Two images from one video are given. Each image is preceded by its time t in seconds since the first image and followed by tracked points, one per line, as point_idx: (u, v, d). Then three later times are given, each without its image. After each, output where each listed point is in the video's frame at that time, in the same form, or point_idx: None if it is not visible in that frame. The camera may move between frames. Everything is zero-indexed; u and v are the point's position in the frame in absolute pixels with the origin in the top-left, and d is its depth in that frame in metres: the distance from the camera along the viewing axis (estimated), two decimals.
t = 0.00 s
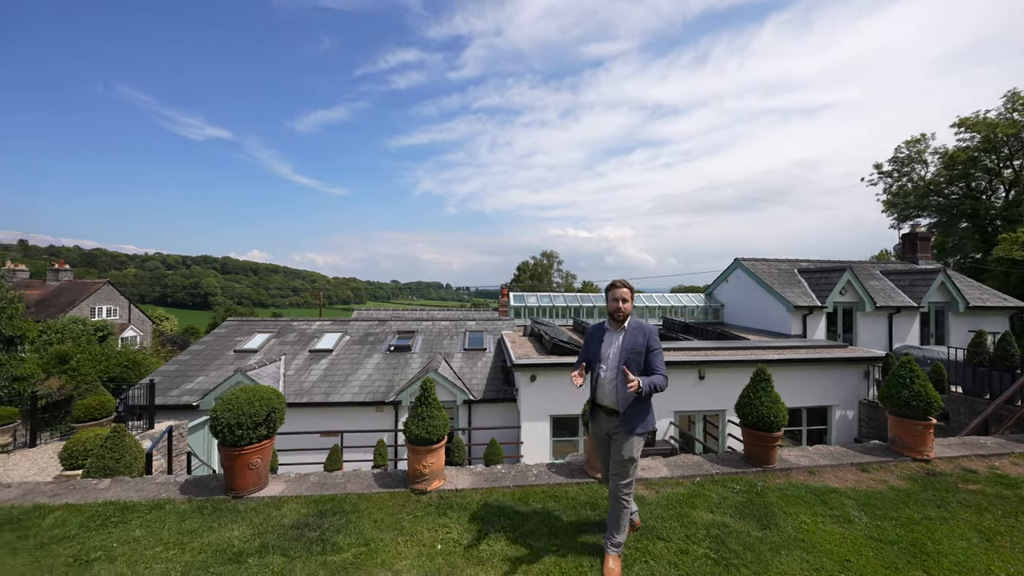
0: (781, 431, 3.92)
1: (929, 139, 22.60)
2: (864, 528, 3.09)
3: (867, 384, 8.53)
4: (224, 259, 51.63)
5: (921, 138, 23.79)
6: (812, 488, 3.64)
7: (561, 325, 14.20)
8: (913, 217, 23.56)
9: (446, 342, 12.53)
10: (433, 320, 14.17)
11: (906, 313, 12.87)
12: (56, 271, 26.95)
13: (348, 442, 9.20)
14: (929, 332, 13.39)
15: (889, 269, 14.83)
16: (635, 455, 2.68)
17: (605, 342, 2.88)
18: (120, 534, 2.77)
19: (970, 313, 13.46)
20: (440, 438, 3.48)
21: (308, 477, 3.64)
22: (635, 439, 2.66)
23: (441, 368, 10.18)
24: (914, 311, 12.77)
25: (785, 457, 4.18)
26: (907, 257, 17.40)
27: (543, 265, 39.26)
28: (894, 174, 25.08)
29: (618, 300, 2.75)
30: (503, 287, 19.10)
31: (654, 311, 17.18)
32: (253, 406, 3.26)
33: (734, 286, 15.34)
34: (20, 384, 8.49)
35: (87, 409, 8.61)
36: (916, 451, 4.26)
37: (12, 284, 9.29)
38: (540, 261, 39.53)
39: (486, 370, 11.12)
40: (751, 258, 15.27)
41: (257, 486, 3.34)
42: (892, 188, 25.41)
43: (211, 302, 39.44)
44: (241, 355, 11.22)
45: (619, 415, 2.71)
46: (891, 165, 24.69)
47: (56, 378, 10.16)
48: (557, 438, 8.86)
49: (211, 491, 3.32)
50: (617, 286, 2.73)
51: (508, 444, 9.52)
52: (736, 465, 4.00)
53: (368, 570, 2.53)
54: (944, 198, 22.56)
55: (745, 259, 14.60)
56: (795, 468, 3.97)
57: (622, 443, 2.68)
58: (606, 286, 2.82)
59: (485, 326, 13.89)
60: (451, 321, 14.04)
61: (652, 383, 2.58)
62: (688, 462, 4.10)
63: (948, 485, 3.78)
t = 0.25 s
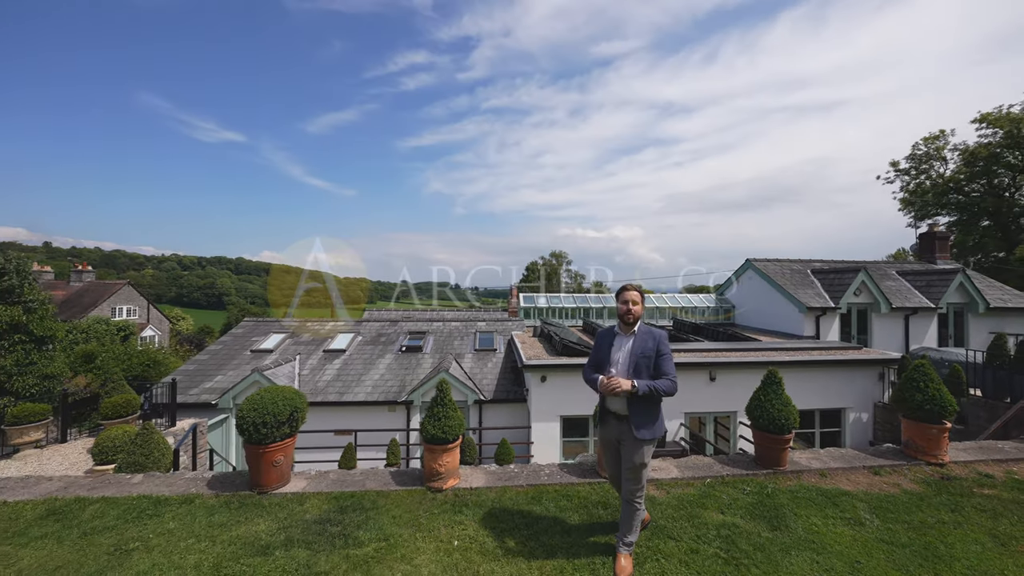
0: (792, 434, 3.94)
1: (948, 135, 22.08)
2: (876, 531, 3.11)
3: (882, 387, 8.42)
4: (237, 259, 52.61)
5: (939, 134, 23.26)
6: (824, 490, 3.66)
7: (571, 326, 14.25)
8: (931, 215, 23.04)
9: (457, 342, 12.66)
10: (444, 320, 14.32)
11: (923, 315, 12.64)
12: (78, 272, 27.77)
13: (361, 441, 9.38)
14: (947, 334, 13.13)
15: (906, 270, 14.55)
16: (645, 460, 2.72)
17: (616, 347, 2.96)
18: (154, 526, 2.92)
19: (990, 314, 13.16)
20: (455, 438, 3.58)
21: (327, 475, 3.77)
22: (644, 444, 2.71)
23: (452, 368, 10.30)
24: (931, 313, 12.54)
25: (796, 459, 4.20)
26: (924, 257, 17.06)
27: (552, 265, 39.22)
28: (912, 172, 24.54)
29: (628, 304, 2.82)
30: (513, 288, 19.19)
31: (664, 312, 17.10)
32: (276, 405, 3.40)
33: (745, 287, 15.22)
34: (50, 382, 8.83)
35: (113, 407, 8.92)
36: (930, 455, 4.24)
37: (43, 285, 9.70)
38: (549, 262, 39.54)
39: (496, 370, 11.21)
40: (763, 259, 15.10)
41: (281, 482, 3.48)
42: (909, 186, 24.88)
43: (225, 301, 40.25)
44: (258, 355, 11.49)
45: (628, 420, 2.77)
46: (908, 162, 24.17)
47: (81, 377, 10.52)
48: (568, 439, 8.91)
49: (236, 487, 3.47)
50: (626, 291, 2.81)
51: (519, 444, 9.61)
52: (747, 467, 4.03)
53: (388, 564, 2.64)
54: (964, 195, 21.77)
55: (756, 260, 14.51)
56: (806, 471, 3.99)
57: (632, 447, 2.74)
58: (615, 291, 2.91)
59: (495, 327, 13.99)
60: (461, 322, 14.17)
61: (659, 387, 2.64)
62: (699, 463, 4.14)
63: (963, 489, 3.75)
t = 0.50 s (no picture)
0: (799, 436, 3.99)
1: (963, 132, 21.70)
2: (881, 532, 3.16)
3: (892, 389, 8.38)
4: (247, 260, 53.35)
5: (954, 132, 22.87)
6: (829, 492, 3.71)
7: (578, 327, 14.29)
8: (945, 214, 22.66)
9: (465, 343, 12.78)
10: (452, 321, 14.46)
11: (936, 316, 12.52)
12: (96, 273, 28.48)
13: (372, 440, 9.55)
14: (960, 335, 12.98)
15: (918, 270, 14.37)
16: (652, 463, 2.80)
17: (622, 351, 3.04)
18: (183, 520, 3.07)
19: (1005, 315, 12.97)
20: (467, 439, 3.69)
21: (344, 473, 3.90)
22: (651, 446, 2.79)
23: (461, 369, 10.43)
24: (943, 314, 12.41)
25: (803, 461, 4.24)
26: (937, 257, 16.85)
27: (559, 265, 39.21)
28: (925, 170, 24.16)
29: (634, 310, 2.91)
30: (520, 289, 19.29)
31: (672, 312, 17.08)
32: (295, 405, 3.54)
33: (754, 288, 15.16)
34: (73, 381, 9.08)
35: (134, 405, 9.28)
36: (938, 458, 4.26)
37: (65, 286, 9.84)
38: (555, 262, 39.54)
39: (504, 371, 11.32)
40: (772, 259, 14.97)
41: (300, 480, 3.62)
42: (922, 184, 24.51)
43: (235, 301, 40.83)
44: (270, 355, 11.72)
45: (635, 423, 2.85)
46: (921, 160, 23.80)
47: (103, 376, 10.96)
48: (576, 439, 8.98)
49: (258, 484, 3.61)
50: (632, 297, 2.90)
51: (527, 444, 9.70)
52: (753, 468, 4.09)
53: (405, 558, 2.75)
54: (979, 194, 21.32)
55: (765, 261, 14.45)
56: (813, 473, 4.04)
57: (639, 449, 2.82)
58: (622, 297, 2.99)
59: (503, 327, 14.09)
60: (469, 322, 14.29)
61: (665, 391, 2.72)
62: (706, 464, 4.20)
63: (970, 492, 3.78)
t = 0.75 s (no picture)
0: (802, 437, 4.06)
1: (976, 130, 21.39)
2: (882, 532, 3.23)
3: (900, 391, 8.37)
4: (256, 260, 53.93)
5: (966, 129, 22.55)
6: (831, 492, 3.78)
7: (584, 328, 14.35)
8: (957, 213, 22.35)
9: (472, 343, 12.91)
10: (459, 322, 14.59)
11: (945, 317, 12.43)
12: (109, 274, 29.02)
13: (381, 439, 9.72)
14: (970, 337, 12.88)
15: (928, 271, 14.25)
16: (657, 463, 2.89)
17: (627, 355, 3.14)
18: (206, 514, 3.23)
19: (1017, 316, 12.83)
20: (476, 438, 3.80)
21: (357, 470, 4.03)
22: (656, 448, 2.88)
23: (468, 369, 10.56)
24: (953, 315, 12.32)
25: (806, 462, 4.31)
26: (948, 258, 16.67)
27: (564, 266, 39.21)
28: (937, 168, 23.84)
29: (639, 316, 3.00)
30: (526, 289, 19.38)
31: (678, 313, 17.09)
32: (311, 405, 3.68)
33: (761, 289, 15.13)
34: (92, 380, 9.38)
35: (150, 405, 9.64)
36: (942, 460, 4.29)
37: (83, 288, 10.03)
38: (561, 262, 39.54)
39: (510, 371, 11.44)
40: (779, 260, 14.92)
41: (316, 477, 3.76)
42: (933, 183, 24.20)
43: (244, 301, 41.33)
44: (281, 355, 11.94)
45: (641, 426, 2.94)
46: (933, 158, 23.49)
47: (120, 375, 11.28)
48: (582, 440, 9.06)
49: (276, 480, 3.76)
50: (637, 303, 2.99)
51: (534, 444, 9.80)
52: (756, 469, 4.17)
53: (418, 552, 2.88)
54: (993, 192, 20.99)
55: (772, 261, 14.44)
56: (815, 474, 4.10)
57: (645, 451, 2.91)
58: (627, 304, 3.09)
59: (509, 328, 14.18)
60: (476, 323, 14.42)
61: (669, 394, 2.81)
62: (709, 464, 4.28)
63: (972, 494, 3.82)
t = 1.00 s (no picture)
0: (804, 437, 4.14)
1: (988, 129, 21.12)
2: (881, 530, 3.30)
3: (906, 393, 8.37)
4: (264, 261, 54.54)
5: (978, 128, 22.27)
6: (833, 492, 3.85)
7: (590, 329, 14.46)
8: (969, 213, 22.07)
9: (478, 344, 13.04)
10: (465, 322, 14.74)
11: (954, 319, 12.36)
12: (122, 275, 29.57)
13: (389, 438, 9.90)
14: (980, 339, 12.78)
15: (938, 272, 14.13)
16: (660, 462, 3.00)
17: (633, 357, 3.24)
18: (228, 506, 3.39)
19: None
20: (484, 436, 3.93)
21: (370, 467, 4.17)
22: (660, 447, 2.98)
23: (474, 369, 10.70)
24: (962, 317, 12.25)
25: (808, 462, 4.38)
26: (959, 258, 16.51)
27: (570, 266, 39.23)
28: (948, 167, 23.57)
29: (645, 320, 3.10)
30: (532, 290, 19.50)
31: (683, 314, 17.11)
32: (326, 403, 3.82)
33: (767, 290, 15.11)
34: (108, 378, 9.70)
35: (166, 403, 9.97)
36: (944, 461, 4.34)
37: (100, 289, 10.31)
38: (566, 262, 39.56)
39: (516, 371, 11.55)
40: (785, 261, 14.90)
41: (331, 473, 3.90)
42: (944, 182, 23.93)
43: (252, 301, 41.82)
44: (291, 355, 12.16)
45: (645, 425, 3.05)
46: (944, 157, 23.22)
47: (135, 374, 11.59)
48: (588, 440, 9.16)
49: (292, 476, 3.91)
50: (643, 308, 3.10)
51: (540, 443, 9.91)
52: (758, 468, 4.25)
53: (430, 545, 3.01)
54: (1006, 191, 20.71)
55: (778, 262, 14.41)
56: (817, 474, 4.17)
57: (648, 449, 3.02)
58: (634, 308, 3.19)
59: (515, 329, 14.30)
60: (482, 323, 14.56)
61: (673, 396, 2.91)
62: (712, 463, 4.37)
63: (972, 494, 3.87)
